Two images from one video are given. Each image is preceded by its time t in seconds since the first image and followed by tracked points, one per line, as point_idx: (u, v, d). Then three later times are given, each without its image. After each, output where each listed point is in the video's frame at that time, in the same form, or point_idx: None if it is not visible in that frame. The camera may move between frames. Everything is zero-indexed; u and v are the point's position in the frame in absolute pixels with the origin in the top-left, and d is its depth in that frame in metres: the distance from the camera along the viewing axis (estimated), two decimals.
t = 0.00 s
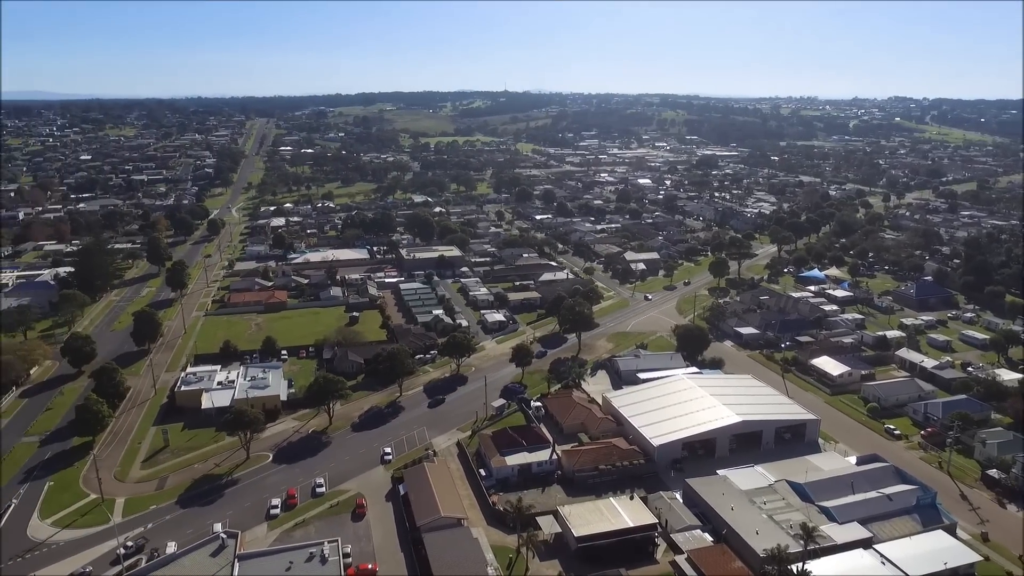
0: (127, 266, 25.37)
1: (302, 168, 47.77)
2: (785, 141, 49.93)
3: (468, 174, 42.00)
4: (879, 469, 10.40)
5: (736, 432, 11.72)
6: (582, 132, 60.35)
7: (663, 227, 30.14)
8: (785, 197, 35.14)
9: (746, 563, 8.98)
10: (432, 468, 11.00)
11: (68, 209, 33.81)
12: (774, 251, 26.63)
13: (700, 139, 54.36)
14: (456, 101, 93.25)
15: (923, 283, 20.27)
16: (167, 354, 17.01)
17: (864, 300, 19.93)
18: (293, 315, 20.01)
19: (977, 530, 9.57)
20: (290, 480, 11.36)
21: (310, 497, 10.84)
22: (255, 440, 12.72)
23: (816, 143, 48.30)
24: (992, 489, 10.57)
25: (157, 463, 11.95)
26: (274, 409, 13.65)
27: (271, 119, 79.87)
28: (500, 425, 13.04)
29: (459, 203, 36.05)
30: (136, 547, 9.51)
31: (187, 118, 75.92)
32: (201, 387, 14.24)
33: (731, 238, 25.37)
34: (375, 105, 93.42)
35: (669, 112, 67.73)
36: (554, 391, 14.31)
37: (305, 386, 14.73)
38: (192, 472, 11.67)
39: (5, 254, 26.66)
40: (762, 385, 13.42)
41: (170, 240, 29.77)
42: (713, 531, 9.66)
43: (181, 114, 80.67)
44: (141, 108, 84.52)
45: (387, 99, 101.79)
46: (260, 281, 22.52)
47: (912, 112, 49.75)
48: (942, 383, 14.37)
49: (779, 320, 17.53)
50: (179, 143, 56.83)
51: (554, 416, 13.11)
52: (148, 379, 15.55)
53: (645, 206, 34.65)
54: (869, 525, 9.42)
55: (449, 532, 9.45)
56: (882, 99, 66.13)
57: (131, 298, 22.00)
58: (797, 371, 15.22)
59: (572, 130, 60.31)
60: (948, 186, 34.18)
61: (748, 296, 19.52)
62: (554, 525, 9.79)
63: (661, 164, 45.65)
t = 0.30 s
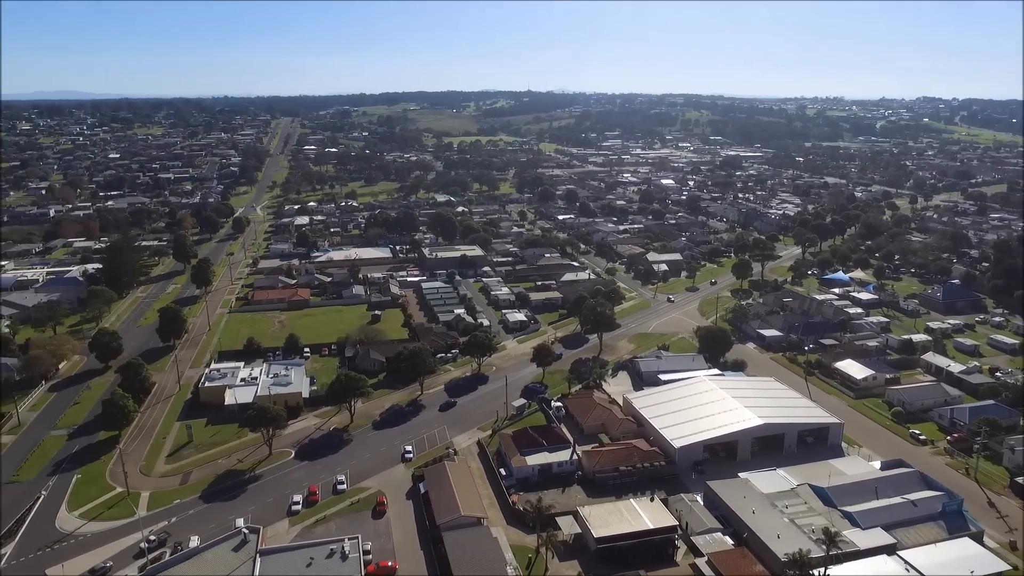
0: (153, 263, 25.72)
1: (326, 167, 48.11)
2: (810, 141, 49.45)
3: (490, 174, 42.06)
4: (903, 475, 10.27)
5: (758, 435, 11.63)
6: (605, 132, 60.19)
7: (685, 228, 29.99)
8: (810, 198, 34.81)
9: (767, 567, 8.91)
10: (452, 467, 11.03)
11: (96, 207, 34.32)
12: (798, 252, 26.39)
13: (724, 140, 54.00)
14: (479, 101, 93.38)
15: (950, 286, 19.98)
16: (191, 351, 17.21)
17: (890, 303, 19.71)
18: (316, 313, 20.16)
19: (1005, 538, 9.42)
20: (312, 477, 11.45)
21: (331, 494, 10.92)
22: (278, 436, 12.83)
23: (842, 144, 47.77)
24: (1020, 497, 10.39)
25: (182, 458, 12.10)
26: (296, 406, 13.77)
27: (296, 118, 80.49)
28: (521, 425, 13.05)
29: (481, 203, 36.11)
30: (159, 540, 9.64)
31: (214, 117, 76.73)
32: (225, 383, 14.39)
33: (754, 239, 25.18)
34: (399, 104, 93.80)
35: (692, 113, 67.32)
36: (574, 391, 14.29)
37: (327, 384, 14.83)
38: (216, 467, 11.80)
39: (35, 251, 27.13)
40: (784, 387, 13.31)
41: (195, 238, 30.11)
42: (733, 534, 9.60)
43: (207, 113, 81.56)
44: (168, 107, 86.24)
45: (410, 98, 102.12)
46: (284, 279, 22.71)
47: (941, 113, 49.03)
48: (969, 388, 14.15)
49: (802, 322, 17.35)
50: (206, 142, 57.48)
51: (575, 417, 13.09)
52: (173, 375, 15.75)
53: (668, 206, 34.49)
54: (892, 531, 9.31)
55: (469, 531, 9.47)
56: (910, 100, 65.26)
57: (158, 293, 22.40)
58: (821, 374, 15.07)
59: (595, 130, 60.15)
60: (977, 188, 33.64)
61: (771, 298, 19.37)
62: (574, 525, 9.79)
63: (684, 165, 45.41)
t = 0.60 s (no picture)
0: (183, 261, 26.10)
1: (353, 166, 48.44)
2: (840, 143, 48.83)
3: (516, 174, 42.06)
4: (932, 481, 10.10)
5: (784, 438, 11.51)
6: (632, 132, 59.95)
7: (712, 229, 29.78)
8: (839, 200, 34.39)
9: (791, 572, 8.83)
10: (476, 466, 11.06)
11: (128, 204, 34.87)
12: (826, 254, 26.08)
13: (752, 140, 53.50)
14: (507, 101, 93.44)
15: (983, 290, 19.61)
16: (220, 346, 17.43)
17: (920, 306, 19.40)
18: (341, 311, 20.31)
19: None
20: (336, 473, 11.53)
21: (355, 490, 11.00)
22: (303, 433, 12.95)
23: (872, 145, 47.12)
24: None
25: (209, 453, 12.26)
26: (322, 403, 13.90)
27: (324, 118, 81.06)
28: (544, 425, 13.04)
29: (507, 203, 36.11)
30: (186, 533, 9.78)
31: (244, 116, 77.67)
32: (252, 379, 14.55)
33: (782, 241, 24.93)
34: (426, 104, 94.15)
35: (720, 113, 66.83)
36: (599, 392, 14.25)
37: (352, 381, 14.94)
38: (242, 462, 11.94)
39: (69, 247, 27.66)
40: (811, 391, 13.16)
41: (224, 236, 30.49)
42: (757, 538, 9.52)
43: (237, 112, 82.48)
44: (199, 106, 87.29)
45: (437, 98, 102.40)
46: (311, 277, 22.92)
47: (975, 113, 48.12)
48: (1002, 394, 13.89)
49: (830, 325, 17.16)
50: (236, 141, 58.19)
51: (599, 417, 13.06)
52: (201, 370, 15.97)
53: (695, 207, 34.27)
54: (920, 539, 9.17)
55: (491, 530, 9.48)
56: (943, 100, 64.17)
57: (187, 290, 22.71)
58: (849, 377, 14.89)
59: (622, 130, 59.89)
60: (1012, 190, 32.97)
61: (799, 301, 19.17)
62: (596, 526, 9.77)
63: (712, 165, 45.09)
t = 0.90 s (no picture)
0: (210, 258, 26.40)
1: (378, 165, 48.71)
2: (869, 144, 48.22)
3: (541, 174, 42.03)
4: (960, 488, 9.93)
5: (809, 442, 11.39)
6: (657, 132, 59.67)
7: (737, 230, 29.55)
8: (866, 202, 33.98)
9: None
10: (497, 465, 11.07)
11: (157, 202, 35.36)
12: (853, 256, 25.77)
13: (778, 141, 53.03)
14: (532, 100, 93.43)
15: (1014, 294, 19.26)
16: (245, 343, 17.61)
17: (949, 310, 19.10)
18: (365, 309, 20.43)
19: None
20: (359, 470, 11.61)
21: (377, 488, 11.06)
22: (327, 430, 13.04)
23: (902, 146, 46.47)
24: None
25: (234, 448, 12.39)
26: (345, 400, 13.99)
27: (350, 117, 81.60)
28: (566, 425, 13.03)
29: (531, 203, 36.07)
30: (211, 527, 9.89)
31: (270, 115, 78.49)
32: (277, 376, 14.68)
33: (808, 243, 24.68)
34: (452, 103, 94.44)
35: (746, 114, 66.31)
36: (621, 393, 14.21)
37: (376, 379, 15.02)
38: (266, 458, 12.06)
39: (100, 244, 28.13)
40: (836, 394, 13.02)
41: (250, 233, 30.81)
42: (781, 543, 9.44)
43: (265, 111, 83.31)
44: (227, 106, 88.24)
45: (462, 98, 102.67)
46: (335, 275, 23.07)
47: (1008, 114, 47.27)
48: None
49: (856, 328, 16.96)
50: (262, 140, 58.77)
51: (621, 418, 13.02)
52: (227, 367, 16.14)
53: (720, 208, 34.03)
54: (947, 547, 9.03)
55: (512, 530, 9.49)
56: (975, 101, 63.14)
57: (214, 287, 22.96)
58: (875, 382, 14.69)
59: (647, 130, 59.62)
60: None
61: (824, 303, 18.96)
62: (617, 528, 9.75)
63: (737, 166, 44.76)
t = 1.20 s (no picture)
0: (241, 255, 26.73)
1: (407, 164, 49.00)
2: (904, 145, 47.46)
3: (569, 174, 41.95)
4: (995, 497, 9.68)
5: (837, 447, 11.25)
6: (686, 132, 59.26)
7: (767, 232, 29.26)
8: (900, 204, 33.47)
9: None
10: (522, 464, 11.07)
11: (190, 199, 35.91)
12: (886, 259, 25.38)
13: (810, 142, 52.41)
14: (561, 100, 93.32)
15: None
16: (274, 340, 17.81)
17: (985, 315, 18.73)
18: (393, 307, 20.56)
19: None
20: (385, 467, 11.69)
21: (402, 485, 11.12)
22: (354, 427, 13.15)
23: (937, 147, 45.66)
24: None
25: (262, 443, 12.54)
26: (372, 398, 14.09)
27: (380, 116, 82.10)
28: (592, 426, 13.00)
29: (560, 203, 36.01)
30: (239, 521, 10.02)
31: (301, 114, 79.20)
32: (305, 373, 14.83)
33: (840, 246, 24.36)
34: (481, 103, 94.68)
35: (778, 114, 65.61)
36: (648, 394, 14.15)
37: (402, 377, 15.11)
38: (294, 454, 12.18)
39: (134, 240, 28.66)
40: (866, 399, 12.84)
41: (281, 231, 31.16)
42: (808, 548, 9.33)
43: (296, 110, 84.21)
44: (259, 105, 89.28)
45: (491, 97, 102.84)
46: (364, 274, 23.24)
47: None
48: None
49: (888, 332, 16.71)
50: (293, 139, 59.38)
51: (647, 420, 12.96)
52: (257, 362, 16.35)
53: (750, 209, 33.72)
54: (980, 556, 8.82)
55: (536, 530, 9.48)
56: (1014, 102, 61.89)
57: (245, 284, 23.25)
58: (906, 387, 14.46)
59: (676, 130, 59.21)
60: None
61: (856, 307, 18.69)
62: (642, 530, 9.71)
63: (768, 167, 44.31)
